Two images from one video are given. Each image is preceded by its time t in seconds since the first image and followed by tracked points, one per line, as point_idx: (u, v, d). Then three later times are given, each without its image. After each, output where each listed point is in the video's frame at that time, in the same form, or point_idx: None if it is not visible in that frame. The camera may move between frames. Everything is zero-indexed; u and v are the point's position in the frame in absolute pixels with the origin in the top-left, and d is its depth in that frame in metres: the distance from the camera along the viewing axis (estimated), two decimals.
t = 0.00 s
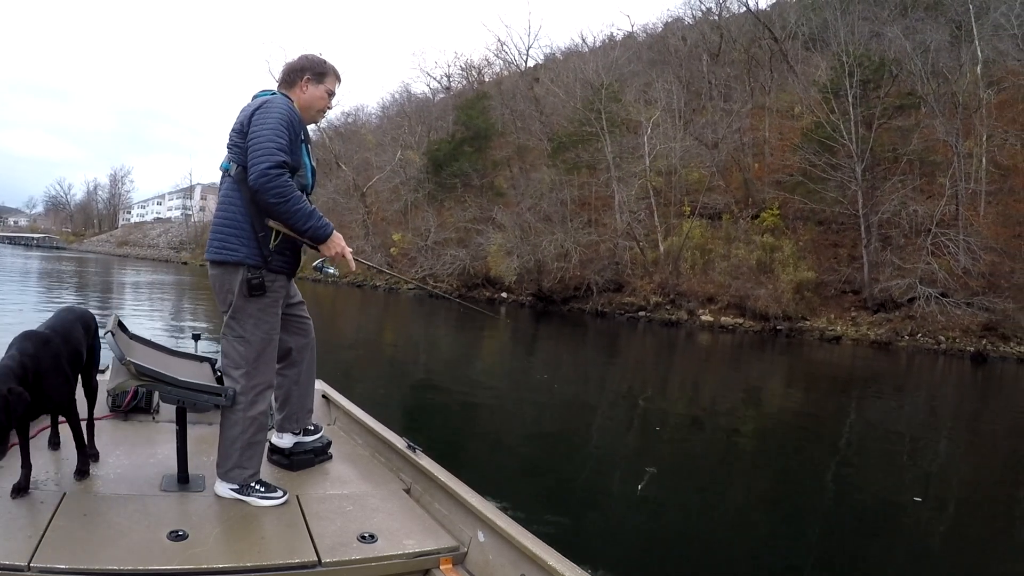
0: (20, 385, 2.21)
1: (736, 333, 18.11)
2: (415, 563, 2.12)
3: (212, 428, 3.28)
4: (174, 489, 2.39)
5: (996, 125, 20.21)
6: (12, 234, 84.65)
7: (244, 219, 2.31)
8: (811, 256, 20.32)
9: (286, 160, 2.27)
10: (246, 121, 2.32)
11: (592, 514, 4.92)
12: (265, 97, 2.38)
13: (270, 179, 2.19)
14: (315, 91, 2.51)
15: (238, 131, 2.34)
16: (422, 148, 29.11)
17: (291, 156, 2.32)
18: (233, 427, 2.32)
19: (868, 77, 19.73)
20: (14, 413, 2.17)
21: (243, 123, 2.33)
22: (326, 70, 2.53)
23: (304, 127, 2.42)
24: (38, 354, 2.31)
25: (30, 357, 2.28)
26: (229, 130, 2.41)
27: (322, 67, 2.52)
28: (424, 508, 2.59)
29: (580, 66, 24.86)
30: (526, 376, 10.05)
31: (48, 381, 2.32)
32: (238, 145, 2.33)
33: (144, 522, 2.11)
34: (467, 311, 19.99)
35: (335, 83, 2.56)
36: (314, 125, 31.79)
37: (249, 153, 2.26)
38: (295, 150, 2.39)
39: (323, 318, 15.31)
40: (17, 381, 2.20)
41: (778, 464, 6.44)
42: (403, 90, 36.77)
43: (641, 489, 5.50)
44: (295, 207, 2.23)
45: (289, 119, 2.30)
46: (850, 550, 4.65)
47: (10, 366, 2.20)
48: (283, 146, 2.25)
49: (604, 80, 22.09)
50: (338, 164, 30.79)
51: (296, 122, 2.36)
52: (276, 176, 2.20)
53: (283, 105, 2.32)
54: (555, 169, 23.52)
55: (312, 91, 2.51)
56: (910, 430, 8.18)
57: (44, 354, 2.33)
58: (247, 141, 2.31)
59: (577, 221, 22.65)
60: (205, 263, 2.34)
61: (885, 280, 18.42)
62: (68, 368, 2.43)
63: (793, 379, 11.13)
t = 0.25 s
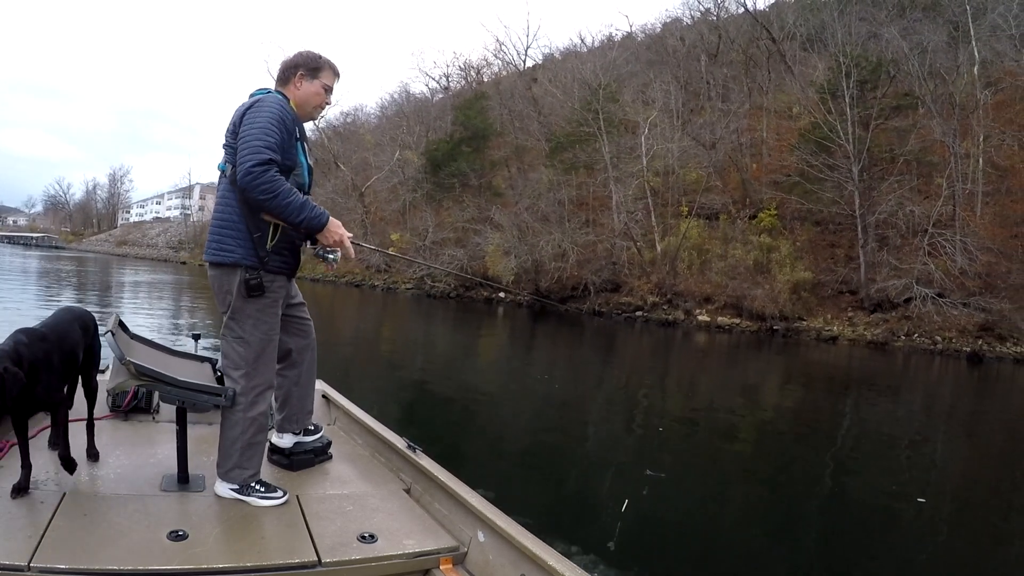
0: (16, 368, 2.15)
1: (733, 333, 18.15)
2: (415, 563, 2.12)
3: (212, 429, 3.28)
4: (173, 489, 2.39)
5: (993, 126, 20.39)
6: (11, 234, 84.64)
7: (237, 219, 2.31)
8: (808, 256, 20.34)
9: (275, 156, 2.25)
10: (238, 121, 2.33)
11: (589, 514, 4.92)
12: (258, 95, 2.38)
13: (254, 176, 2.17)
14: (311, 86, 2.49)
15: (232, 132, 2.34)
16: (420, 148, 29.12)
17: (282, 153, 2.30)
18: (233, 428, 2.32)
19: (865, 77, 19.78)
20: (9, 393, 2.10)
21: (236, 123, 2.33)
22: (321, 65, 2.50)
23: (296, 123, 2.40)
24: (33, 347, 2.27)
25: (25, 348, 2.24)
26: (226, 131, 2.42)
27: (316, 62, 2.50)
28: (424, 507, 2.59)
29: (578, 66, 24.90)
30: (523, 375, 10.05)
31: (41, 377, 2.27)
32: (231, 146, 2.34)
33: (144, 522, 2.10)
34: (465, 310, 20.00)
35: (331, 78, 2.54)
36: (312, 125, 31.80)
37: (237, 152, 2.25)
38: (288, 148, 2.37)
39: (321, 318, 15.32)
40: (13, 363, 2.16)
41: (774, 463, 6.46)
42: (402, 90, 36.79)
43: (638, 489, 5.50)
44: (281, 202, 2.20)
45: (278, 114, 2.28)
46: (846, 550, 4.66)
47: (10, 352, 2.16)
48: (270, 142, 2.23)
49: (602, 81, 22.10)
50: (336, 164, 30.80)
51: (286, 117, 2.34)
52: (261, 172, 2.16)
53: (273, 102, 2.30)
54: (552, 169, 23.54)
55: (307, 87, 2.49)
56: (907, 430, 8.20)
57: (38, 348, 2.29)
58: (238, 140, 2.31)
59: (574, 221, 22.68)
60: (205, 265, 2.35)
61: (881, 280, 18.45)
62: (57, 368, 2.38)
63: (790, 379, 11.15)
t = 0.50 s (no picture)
0: (19, 360, 2.14)
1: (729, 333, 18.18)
2: (415, 563, 2.12)
3: (212, 429, 3.27)
4: (174, 489, 2.38)
5: (990, 126, 20.53)
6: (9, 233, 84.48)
7: (228, 219, 2.31)
8: (805, 257, 20.36)
9: (254, 151, 2.22)
10: (227, 121, 2.34)
11: (586, 513, 4.93)
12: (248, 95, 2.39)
13: (229, 171, 2.15)
14: (305, 81, 2.47)
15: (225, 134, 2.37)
16: (418, 148, 29.09)
17: (264, 147, 2.27)
18: (232, 428, 2.31)
19: (862, 78, 19.81)
20: (13, 384, 2.07)
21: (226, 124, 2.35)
22: (313, 58, 2.47)
23: (286, 118, 2.37)
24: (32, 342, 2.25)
25: (25, 342, 2.22)
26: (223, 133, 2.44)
27: (308, 55, 2.47)
28: (424, 508, 2.59)
29: (576, 66, 24.93)
30: (520, 375, 10.06)
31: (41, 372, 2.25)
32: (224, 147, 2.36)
33: (144, 522, 2.10)
34: (462, 310, 20.00)
35: (325, 69, 2.50)
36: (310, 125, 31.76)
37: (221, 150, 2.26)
38: (274, 143, 2.34)
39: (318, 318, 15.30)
40: (15, 356, 2.14)
41: (772, 463, 6.47)
42: (400, 90, 36.76)
43: (636, 488, 5.51)
44: (259, 197, 2.16)
45: (260, 109, 2.26)
46: (843, 550, 4.66)
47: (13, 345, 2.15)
48: (250, 137, 2.21)
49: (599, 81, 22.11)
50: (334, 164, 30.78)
51: (272, 111, 2.31)
52: (235, 166, 2.14)
53: (256, 98, 2.29)
54: (550, 169, 23.55)
55: (300, 82, 2.47)
56: (903, 430, 8.22)
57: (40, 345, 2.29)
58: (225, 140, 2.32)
59: (571, 221, 22.69)
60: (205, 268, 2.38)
61: (878, 280, 18.48)
62: (56, 367, 2.36)
63: (786, 379, 11.17)
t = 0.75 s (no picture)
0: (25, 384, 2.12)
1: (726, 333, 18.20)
2: (415, 563, 2.12)
3: (212, 429, 3.27)
4: (173, 489, 2.38)
5: (987, 127, 20.62)
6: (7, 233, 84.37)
7: (223, 219, 2.32)
8: (803, 257, 20.37)
9: (243, 150, 2.22)
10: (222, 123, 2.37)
11: (585, 513, 4.93)
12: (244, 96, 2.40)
13: (214, 170, 2.16)
14: (301, 77, 2.46)
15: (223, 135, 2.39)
16: (416, 149, 29.09)
17: (254, 147, 2.27)
18: (231, 429, 2.32)
19: (859, 79, 19.85)
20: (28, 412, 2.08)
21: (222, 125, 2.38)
22: (309, 55, 2.46)
23: (279, 116, 2.37)
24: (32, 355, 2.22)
25: (28, 355, 2.20)
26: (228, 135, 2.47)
27: (304, 53, 2.46)
28: (423, 508, 2.59)
29: (574, 67, 24.95)
30: (517, 375, 10.06)
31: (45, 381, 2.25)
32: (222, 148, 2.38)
33: (144, 522, 2.10)
34: (460, 311, 20.02)
35: (321, 65, 2.48)
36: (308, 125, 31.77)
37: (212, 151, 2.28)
38: (268, 142, 2.34)
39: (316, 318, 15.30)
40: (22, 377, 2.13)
41: (769, 463, 6.48)
42: (399, 90, 36.77)
43: (634, 488, 5.51)
44: (242, 195, 2.15)
45: (250, 108, 2.27)
46: (840, 550, 4.66)
47: (17, 359, 2.15)
48: (238, 137, 2.22)
49: (597, 82, 22.13)
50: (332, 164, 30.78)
51: (264, 110, 2.31)
52: (219, 165, 2.15)
53: (248, 99, 2.30)
54: (547, 170, 23.56)
55: (296, 79, 2.46)
56: (900, 430, 8.23)
57: (44, 352, 2.28)
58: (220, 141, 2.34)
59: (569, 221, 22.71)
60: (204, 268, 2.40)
61: (874, 281, 18.51)
62: (58, 370, 2.35)
63: (783, 379, 11.18)
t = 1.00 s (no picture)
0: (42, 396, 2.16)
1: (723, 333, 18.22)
2: (415, 563, 2.12)
3: (212, 429, 3.27)
4: (173, 489, 2.38)
5: (984, 127, 20.70)
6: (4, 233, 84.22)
7: (223, 220, 2.32)
8: (800, 257, 20.39)
9: (244, 152, 2.22)
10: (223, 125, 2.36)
11: (583, 513, 4.93)
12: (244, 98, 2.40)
13: (216, 171, 2.15)
14: (301, 78, 2.45)
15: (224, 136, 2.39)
16: (414, 149, 29.09)
17: (255, 148, 2.27)
18: (231, 428, 2.31)
19: (856, 80, 19.87)
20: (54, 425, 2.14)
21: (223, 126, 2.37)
22: (310, 55, 2.45)
23: (280, 117, 2.36)
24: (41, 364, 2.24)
25: (37, 366, 2.22)
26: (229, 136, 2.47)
27: (304, 53, 2.46)
28: (423, 508, 2.59)
29: (572, 68, 24.97)
30: (515, 375, 10.05)
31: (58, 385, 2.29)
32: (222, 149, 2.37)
33: (144, 522, 2.10)
34: (458, 311, 20.02)
35: (321, 65, 2.47)
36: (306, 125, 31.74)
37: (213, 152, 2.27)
38: (268, 143, 2.34)
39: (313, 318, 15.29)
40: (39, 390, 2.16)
41: (767, 462, 6.50)
42: (397, 91, 36.76)
43: (632, 488, 5.52)
44: (245, 195, 2.15)
45: (251, 109, 2.26)
46: (838, 550, 4.67)
47: (31, 374, 2.17)
48: (240, 138, 2.22)
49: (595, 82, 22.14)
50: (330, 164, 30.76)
51: (264, 111, 2.31)
52: (222, 166, 2.14)
53: (249, 100, 2.30)
54: (545, 170, 23.57)
55: (297, 80, 2.46)
56: (897, 430, 8.25)
57: (51, 357, 2.30)
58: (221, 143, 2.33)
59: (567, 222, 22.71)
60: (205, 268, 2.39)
61: (871, 281, 18.53)
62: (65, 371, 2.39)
63: (779, 379, 11.20)
